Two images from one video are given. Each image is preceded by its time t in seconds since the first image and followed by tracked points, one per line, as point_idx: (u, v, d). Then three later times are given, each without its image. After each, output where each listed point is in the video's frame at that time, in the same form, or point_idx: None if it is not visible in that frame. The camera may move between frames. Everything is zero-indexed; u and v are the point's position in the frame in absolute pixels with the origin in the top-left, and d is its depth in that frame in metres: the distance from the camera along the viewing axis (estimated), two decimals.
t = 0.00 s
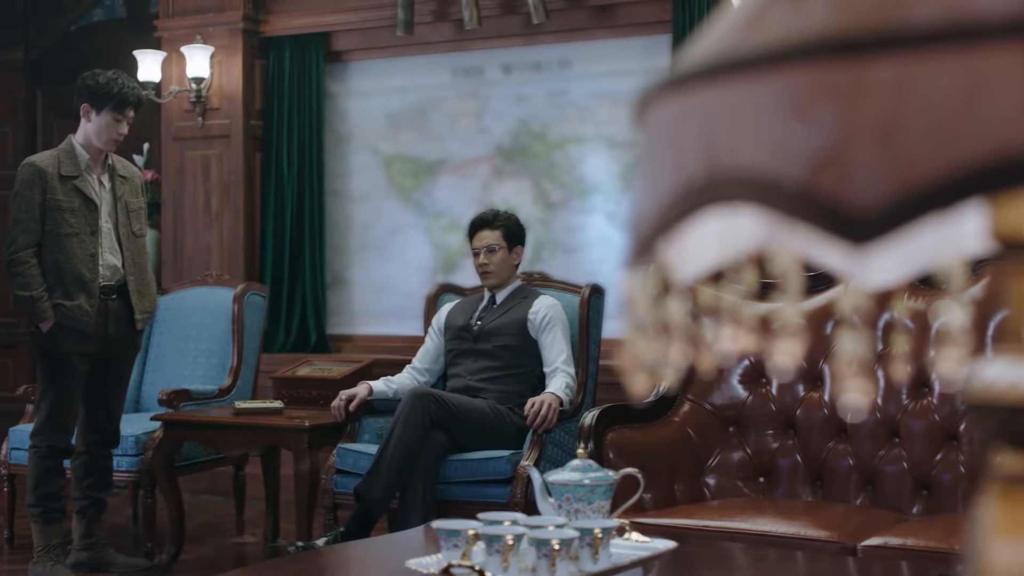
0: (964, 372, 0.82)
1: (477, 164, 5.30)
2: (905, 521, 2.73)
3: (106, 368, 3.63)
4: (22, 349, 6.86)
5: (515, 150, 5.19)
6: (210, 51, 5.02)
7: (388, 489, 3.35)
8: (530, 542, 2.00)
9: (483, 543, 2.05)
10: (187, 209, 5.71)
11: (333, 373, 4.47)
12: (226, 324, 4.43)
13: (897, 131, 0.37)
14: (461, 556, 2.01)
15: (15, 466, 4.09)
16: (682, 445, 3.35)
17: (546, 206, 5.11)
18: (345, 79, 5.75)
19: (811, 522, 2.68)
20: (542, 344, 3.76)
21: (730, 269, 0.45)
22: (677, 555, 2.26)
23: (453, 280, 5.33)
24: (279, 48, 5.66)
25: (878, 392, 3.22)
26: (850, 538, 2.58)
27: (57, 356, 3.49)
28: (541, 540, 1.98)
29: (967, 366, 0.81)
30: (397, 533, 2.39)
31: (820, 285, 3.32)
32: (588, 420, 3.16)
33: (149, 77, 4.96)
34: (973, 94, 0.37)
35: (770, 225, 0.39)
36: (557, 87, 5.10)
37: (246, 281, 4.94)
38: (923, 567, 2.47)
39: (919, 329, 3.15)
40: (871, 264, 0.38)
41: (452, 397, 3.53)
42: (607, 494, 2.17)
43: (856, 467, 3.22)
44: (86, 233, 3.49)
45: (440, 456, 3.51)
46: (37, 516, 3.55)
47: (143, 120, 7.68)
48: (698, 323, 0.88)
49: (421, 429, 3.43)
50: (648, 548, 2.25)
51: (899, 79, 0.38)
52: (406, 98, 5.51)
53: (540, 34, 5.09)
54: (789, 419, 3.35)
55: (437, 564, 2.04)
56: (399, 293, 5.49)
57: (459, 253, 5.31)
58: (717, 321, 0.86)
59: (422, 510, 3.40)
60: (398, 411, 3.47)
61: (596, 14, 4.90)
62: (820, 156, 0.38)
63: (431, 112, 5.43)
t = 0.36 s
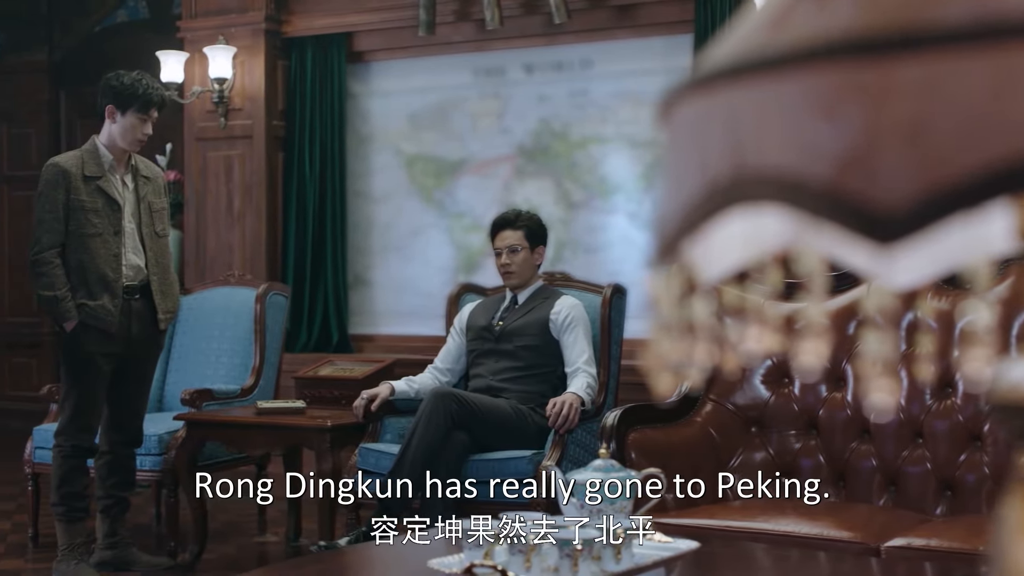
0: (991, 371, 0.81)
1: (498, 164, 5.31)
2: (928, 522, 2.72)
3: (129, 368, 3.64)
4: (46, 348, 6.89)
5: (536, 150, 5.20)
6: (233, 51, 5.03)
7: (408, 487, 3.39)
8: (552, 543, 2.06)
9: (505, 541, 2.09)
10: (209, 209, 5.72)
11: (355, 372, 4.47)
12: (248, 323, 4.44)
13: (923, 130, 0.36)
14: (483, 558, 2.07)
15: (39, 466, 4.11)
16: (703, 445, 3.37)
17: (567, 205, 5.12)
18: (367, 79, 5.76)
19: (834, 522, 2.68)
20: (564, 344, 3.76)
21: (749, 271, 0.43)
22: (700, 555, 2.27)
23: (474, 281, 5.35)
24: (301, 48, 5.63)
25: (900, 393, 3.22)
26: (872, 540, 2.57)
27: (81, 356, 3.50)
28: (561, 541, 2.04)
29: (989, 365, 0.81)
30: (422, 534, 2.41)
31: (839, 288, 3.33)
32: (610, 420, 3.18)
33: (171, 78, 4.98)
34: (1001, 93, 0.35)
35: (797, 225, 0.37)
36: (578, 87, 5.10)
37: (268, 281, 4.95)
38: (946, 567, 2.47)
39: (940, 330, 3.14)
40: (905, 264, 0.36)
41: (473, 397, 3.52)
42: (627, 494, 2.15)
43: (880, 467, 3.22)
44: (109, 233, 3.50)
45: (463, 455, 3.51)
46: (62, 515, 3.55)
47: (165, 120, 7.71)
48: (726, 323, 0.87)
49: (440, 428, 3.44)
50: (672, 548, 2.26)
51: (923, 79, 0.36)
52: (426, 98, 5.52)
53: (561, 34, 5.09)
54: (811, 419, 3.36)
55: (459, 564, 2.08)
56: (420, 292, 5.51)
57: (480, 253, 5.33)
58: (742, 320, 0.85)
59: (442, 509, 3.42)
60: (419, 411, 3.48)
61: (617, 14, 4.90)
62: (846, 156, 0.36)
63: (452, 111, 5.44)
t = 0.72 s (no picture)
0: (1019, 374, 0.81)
1: (518, 164, 5.32)
2: (950, 522, 2.71)
3: (149, 368, 3.65)
4: (69, 347, 6.92)
5: (556, 150, 5.20)
6: (254, 51, 5.03)
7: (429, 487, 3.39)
8: (571, 542, 2.05)
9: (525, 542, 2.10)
10: (230, 209, 5.73)
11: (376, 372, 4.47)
12: (269, 323, 4.45)
13: (951, 129, 0.31)
14: (503, 557, 2.06)
15: (60, 466, 4.12)
16: (724, 445, 3.37)
17: (586, 205, 5.12)
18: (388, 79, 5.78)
19: (855, 523, 2.67)
20: (584, 344, 3.76)
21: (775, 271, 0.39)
22: (720, 555, 2.27)
23: (494, 281, 5.36)
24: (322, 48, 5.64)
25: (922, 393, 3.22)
26: (893, 540, 2.57)
27: (102, 356, 3.51)
28: (581, 540, 2.04)
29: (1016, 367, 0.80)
30: (443, 534, 2.41)
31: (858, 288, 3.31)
32: (630, 421, 3.18)
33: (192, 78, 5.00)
34: None
35: (818, 223, 0.33)
36: (598, 87, 5.10)
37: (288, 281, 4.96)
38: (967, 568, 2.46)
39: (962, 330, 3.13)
40: (937, 260, 0.32)
41: (495, 397, 3.52)
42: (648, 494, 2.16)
43: (901, 468, 3.21)
44: (130, 234, 3.51)
45: (484, 455, 3.52)
46: (83, 514, 3.58)
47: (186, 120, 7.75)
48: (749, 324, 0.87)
49: (462, 428, 3.44)
50: (692, 548, 2.26)
51: (950, 78, 0.31)
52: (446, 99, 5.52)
53: (581, 34, 5.10)
54: (832, 420, 3.35)
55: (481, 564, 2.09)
56: (439, 293, 5.53)
57: (500, 253, 5.35)
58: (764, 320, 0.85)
59: (462, 510, 3.42)
60: (440, 411, 3.48)
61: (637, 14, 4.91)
62: (870, 155, 0.32)
63: (472, 111, 5.45)
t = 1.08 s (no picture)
0: None
1: (538, 164, 5.32)
2: (972, 523, 2.70)
3: (169, 368, 3.64)
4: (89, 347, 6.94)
5: (576, 151, 5.21)
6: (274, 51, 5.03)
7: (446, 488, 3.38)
8: (593, 542, 2.06)
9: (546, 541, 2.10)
10: (250, 209, 5.73)
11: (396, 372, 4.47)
12: (289, 323, 4.46)
13: (973, 130, 0.35)
14: (523, 557, 2.07)
15: (82, 465, 4.14)
16: (744, 445, 3.37)
17: (606, 205, 5.14)
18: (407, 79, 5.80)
19: (877, 523, 2.67)
20: (604, 344, 3.75)
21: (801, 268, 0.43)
22: (740, 555, 2.26)
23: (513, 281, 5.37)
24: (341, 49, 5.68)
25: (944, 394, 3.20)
26: (915, 541, 2.56)
27: (122, 356, 3.52)
28: (604, 541, 2.03)
29: None
30: (465, 534, 2.42)
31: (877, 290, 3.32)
32: (650, 421, 3.18)
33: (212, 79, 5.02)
34: None
35: (844, 222, 0.37)
36: (618, 87, 5.10)
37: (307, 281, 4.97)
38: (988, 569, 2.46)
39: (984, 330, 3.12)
40: (953, 263, 0.36)
41: (514, 397, 3.52)
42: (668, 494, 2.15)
43: (922, 469, 3.21)
44: (151, 233, 3.52)
45: (503, 455, 3.52)
46: (105, 514, 3.60)
47: (205, 120, 7.75)
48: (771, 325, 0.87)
49: (482, 428, 3.44)
50: (712, 548, 2.26)
51: (974, 77, 0.35)
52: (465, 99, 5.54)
53: (601, 34, 5.10)
54: (852, 420, 3.34)
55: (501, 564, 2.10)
56: (459, 293, 5.56)
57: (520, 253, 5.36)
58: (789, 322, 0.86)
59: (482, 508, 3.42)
60: (459, 411, 3.47)
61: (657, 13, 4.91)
62: (894, 155, 0.36)
63: (492, 112, 5.46)
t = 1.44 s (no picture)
0: None
1: (558, 164, 5.31)
2: (994, 524, 2.69)
3: (191, 368, 3.67)
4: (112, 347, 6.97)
5: (596, 151, 5.20)
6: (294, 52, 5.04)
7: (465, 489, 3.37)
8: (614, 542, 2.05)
9: (565, 542, 2.10)
10: (270, 209, 5.75)
11: (416, 372, 4.48)
12: (309, 323, 4.47)
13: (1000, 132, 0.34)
14: (544, 558, 2.07)
15: (103, 464, 4.15)
16: (765, 445, 3.37)
17: (626, 205, 5.13)
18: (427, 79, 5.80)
19: (899, 525, 2.66)
20: (623, 345, 3.74)
21: (817, 270, 0.42)
22: (760, 557, 2.26)
23: (533, 280, 5.36)
24: (361, 48, 5.64)
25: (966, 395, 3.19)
26: (937, 542, 2.55)
27: (144, 356, 3.53)
28: (624, 541, 2.03)
29: None
30: (486, 535, 2.43)
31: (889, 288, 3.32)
32: (671, 421, 3.18)
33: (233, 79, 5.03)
34: None
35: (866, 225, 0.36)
36: (637, 87, 5.10)
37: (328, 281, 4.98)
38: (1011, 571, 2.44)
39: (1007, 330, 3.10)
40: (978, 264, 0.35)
41: (534, 397, 3.52)
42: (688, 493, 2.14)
43: (944, 469, 3.20)
44: (171, 233, 3.54)
45: (522, 456, 3.51)
46: (126, 513, 3.58)
47: (227, 121, 7.77)
48: (795, 325, 0.86)
49: (502, 429, 3.43)
50: (731, 548, 2.25)
51: (999, 76, 0.34)
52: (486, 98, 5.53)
53: (620, 34, 5.10)
54: (873, 420, 3.34)
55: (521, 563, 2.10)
56: (478, 292, 5.55)
57: (539, 253, 5.35)
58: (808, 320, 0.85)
59: (504, 508, 3.41)
60: (479, 411, 3.46)
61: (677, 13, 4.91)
62: (918, 154, 0.35)
63: (512, 112, 5.45)
